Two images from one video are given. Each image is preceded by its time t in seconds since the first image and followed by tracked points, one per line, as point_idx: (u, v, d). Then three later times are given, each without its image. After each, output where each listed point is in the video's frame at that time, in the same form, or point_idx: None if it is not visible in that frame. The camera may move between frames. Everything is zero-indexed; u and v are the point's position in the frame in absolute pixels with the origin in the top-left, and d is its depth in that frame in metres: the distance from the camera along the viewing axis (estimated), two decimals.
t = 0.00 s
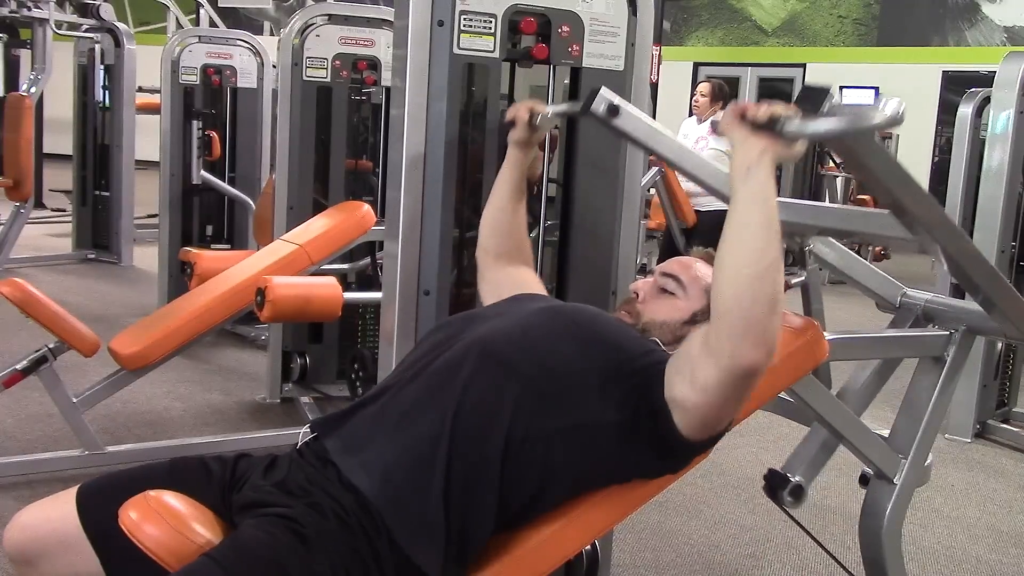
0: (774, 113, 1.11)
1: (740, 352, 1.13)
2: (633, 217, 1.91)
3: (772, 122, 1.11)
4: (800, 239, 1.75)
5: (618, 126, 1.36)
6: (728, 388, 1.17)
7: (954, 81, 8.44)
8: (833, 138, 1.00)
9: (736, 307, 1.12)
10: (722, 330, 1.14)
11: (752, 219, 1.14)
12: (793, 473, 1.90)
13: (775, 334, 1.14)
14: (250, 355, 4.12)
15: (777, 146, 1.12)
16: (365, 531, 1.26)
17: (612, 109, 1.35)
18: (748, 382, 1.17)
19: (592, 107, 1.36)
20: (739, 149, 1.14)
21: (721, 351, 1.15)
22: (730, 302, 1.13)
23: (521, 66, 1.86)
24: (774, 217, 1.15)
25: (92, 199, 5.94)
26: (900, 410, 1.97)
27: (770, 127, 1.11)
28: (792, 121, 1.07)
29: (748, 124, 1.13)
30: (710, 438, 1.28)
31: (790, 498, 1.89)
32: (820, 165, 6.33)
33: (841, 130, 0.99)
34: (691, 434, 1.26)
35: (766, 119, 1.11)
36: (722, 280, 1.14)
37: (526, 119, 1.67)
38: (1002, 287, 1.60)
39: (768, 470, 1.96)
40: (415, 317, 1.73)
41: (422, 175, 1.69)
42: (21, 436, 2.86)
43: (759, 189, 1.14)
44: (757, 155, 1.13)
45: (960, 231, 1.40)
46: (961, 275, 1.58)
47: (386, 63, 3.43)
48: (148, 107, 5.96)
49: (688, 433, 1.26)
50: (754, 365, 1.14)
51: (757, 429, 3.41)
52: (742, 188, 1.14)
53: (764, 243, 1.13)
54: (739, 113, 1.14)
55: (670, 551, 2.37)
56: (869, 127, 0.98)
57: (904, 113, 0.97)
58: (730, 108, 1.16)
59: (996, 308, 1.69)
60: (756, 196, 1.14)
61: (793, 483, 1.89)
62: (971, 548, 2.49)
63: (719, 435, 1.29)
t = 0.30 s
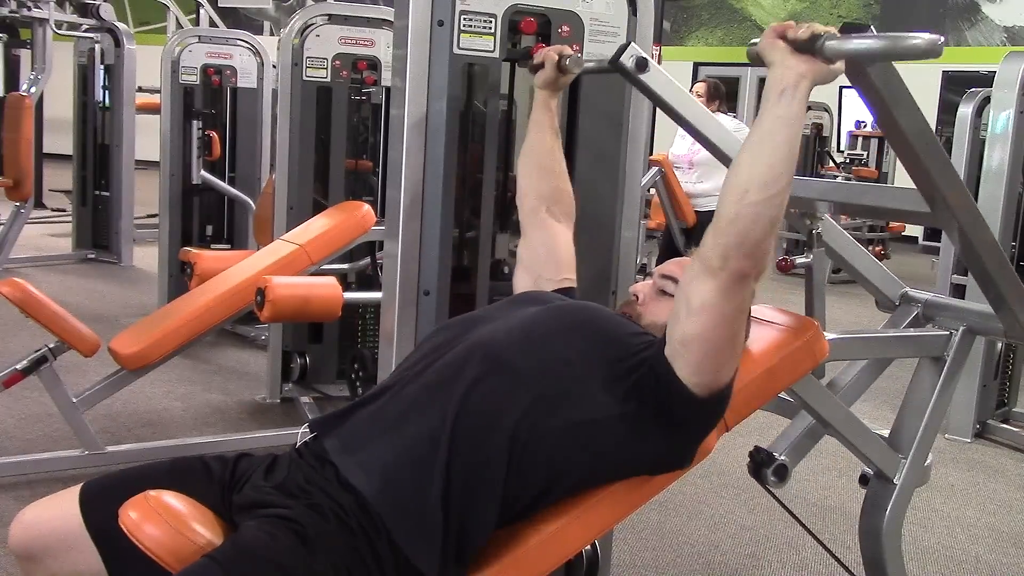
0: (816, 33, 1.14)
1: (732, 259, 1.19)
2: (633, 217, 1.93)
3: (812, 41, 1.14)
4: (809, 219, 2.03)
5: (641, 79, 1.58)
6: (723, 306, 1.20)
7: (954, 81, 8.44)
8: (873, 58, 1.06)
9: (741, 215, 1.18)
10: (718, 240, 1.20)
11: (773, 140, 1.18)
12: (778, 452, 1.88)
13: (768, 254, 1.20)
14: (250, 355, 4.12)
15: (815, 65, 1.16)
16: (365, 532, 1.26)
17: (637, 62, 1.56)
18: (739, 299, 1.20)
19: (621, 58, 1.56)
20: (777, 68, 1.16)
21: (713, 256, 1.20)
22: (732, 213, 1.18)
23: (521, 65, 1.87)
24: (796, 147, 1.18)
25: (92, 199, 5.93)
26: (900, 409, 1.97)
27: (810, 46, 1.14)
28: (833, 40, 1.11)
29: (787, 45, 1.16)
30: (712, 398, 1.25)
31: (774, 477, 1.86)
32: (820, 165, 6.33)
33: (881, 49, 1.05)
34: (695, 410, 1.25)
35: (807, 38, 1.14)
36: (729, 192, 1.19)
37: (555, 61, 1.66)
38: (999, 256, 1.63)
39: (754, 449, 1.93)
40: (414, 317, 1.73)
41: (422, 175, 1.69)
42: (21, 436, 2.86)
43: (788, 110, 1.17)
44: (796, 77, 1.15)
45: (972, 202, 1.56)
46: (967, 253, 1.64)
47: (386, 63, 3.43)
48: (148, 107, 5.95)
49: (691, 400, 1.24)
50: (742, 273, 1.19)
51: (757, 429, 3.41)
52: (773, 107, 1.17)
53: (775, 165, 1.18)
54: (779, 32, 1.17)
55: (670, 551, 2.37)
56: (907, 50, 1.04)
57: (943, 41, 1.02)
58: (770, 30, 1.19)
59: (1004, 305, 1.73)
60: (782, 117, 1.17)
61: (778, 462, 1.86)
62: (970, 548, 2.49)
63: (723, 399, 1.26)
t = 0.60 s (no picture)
0: (815, 34, 1.14)
1: (731, 259, 1.19)
2: (634, 218, 1.93)
3: (812, 42, 1.14)
4: (809, 219, 2.05)
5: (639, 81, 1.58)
6: (721, 307, 1.20)
7: (954, 81, 8.45)
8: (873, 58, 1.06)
9: (740, 217, 1.18)
10: (715, 242, 1.20)
11: (775, 143, 1.18)
12: (779, 454, 1.88)
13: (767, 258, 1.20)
14: (250, 355, 4.12)
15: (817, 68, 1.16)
16: (363, 533, 1.26)
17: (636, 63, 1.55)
18: (739, 300, 1.20)
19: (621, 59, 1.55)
20: (779, 72, 1.17)
21: (712, 258, 1.21)
22: (731, 215, 1.19)
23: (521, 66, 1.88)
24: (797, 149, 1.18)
25: (92, 199, 5.93)
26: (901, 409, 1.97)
27: (810, 48, 1.15)
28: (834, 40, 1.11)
29: (788, 47, 1.17)
30: (707, 398, 1.25)
31: (774, 478, 1.86)
32: (820, 165, 6.33)
33: (881, 49, 1.05)
34: (691, 410, 1.25)
35: (806, 39, 1.14)
36: (729, 194, 1.20)
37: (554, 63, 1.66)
38: (999, 257, 1.63)
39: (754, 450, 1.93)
40: (414, 317, 1.73)
41: (422, 175, 1.69)
42: (21, 436, 2.85)
43: (790, 115, 1.17)
44: (797, 81, 1.16)
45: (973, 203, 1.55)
46: (968, 255, 1.64)
47: (386, 63, 3.43)
48: (148, 107, 5.95)
49: (687, 399, 1.24)
50: (742, 274, 1.19)
51: (757, 429, 3.41)
52: (775, 111, 1.17)
53: (774, 168, 1.18)
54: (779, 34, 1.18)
55: (670, 552, 2.37)
56: (905, 50, 1.05)
57: (943, 42, 1.03)
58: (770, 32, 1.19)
59: (1004, 306, 1.73)
60: (785, 120, 1.17)
61: (778, 464, 1.86)
62: (971, 548, 2.49)
63: (718, 399, 1.26)
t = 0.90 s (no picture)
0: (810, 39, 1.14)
1: (744, 272, 1.19)
2: (633, 218, 1.93)
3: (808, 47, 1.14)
4: (809, 221, 1.99)
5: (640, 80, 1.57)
6: (733, 321, 1.19)
7: (953, 81, 8.46)
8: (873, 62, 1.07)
9: (751, 226, 1.18)
10: (726, 254, 1.20)
11: (781, 150, 1.18)
12: (779, 454, 1.88)
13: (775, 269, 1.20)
14: (249, 355, 4.12)
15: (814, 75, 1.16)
16: (359, 528, 1.25)
17: (637, 65, 1.55)
18: (749, 314, 1.20)
19: (623, 60, 1.55)
20: (777, 78, 1.16)
21: (723, 270, 1.20)
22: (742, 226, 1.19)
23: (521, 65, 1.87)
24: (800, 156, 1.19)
25: (92, 198, 5.93)
26: (900, 409, 1.97)
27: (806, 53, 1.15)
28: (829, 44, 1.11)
29: (782, 53, 1.17)
30: (709, 408, 1.25)
31: (774, 478, 1.86)
32: (820, 165, 6.33)
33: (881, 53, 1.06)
34: (690, 416, 1.25)
35: (802, 44, 1.14)
36: (737, 203, 1.20)
37: (553, 64, 1.65)
38: (999, 257, 1.63)
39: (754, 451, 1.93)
40: (414, 317, 1.73)
41: (422, 175, 1.69)
42: (21, 436, 2.85)
43: (791, 121, 1.17)
44: (797, 86, 1.16)
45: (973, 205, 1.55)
46: (969, 256, 1.64)
47: (386, 63, 3.43)
48: (148, 107, 5.95)
49: (687, 406, 1.24)
50: (754, 287, 1.19)
51: (757, 429, 3.41)
52: (776, 117, 1.17)
53: (780, 177, 1.18)
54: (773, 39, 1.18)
55: (670, 551, 2.37)
56: (905, 54, 1.05)
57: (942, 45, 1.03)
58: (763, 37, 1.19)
59: (1005, 306, 1.73)
60: (786, 126, 1.17)
61: (778, 464, 1.86)
62: (971, 548, 2.49)
63: (721, 406, 1.25)
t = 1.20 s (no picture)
0: (812, 38, 1.16)
1: (733, 264, 1.19)
2: (633, 218, 1.93)
3: (809, 46, 1.16)
4: (809, 220, 2.06)
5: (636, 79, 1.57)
6: (724, 314, 1.20)
7: (953, 81, 8.47)
8: (870, 61, 1.07)
9: (741, 222, 1.18)
10: (716, 246, 1.20)
11: (775, 144, 1.18)
12: (780, 455, 1.88)
13: (766, 261, 1.20)
14: (249, 355, 4.12)
15: (814, 73, 1.17)
16: (360, 529, 1.26)
17: (633, 64, 1.56)
18: (739, 307, 1.21)
19: (621, 60, 1.55)
20: (776, 73, 1.18)
21: (712, 262, 1.20)
22: (733, 219, 1.18)
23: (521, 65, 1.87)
24: (795, 150, 1.18)
25: (92, 198, 5.93)
26: (901, 409, 1.97)
27: (807, 51, 1.16)
28: (831, 44, 1.12)
29: (785, 49, 1.18)
30: (713, 404, 1.26)
31: (774, 478, 1.86)
32: (820, 165, 6.33)
33: (878, 52, 1.06)
34: (694, 413, 1.26)
35: (803, 42, 1.15)
36: (729, 199, 1.19)
37: (552, 65, 1.65)
38: (999, 257, 1.63)
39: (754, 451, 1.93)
40: (414, 317, 1.73)
41: (422, 175, 1.69)
42: (21, 436, 2.85)
43: (787, 117, 1.17)
44: (795, 81, 1.16)
45: (973, 206, 1.55)
46: (968, 257, 1.64)
47: (386, 63, 3.43)
48: (148, 107, 5.95)
49: (691, 404, 1.25)
50: (743, 279, 1.19)
51: (757, 429, 3.41)
52: (772, 112, 1.18)
53: (774, 172, 1.18)
54: (775, 39, 1.19)
55: (670, 551, 2.37)
56: (903, 53, 1.05)
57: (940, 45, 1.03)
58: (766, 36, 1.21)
59: (1004, 307, 1.73)
60: (782, 122, 1.17)
61: (778, 464, 1.86)
62: (971, 548, 2.49)
63: (723, 403, 1.26)
